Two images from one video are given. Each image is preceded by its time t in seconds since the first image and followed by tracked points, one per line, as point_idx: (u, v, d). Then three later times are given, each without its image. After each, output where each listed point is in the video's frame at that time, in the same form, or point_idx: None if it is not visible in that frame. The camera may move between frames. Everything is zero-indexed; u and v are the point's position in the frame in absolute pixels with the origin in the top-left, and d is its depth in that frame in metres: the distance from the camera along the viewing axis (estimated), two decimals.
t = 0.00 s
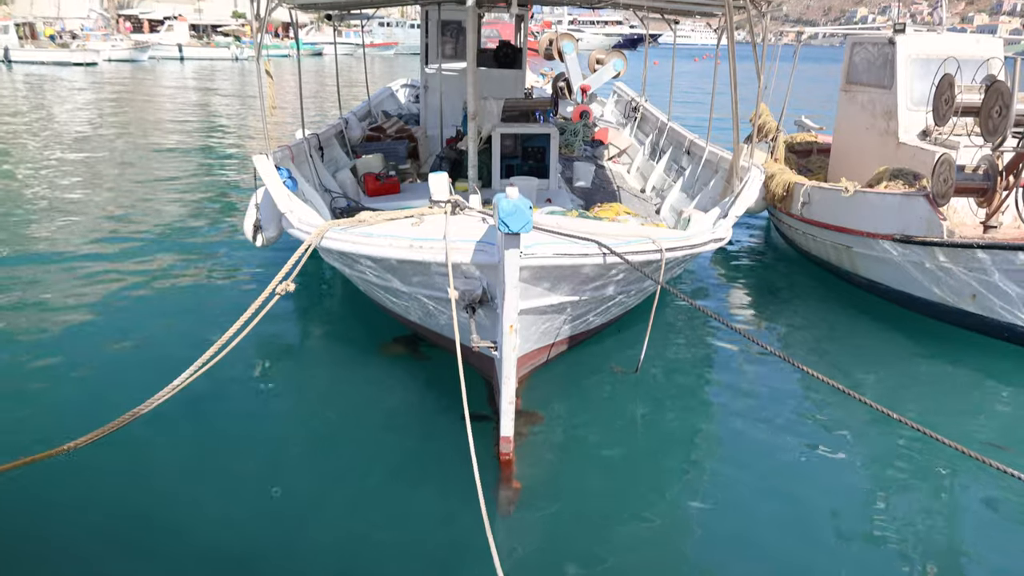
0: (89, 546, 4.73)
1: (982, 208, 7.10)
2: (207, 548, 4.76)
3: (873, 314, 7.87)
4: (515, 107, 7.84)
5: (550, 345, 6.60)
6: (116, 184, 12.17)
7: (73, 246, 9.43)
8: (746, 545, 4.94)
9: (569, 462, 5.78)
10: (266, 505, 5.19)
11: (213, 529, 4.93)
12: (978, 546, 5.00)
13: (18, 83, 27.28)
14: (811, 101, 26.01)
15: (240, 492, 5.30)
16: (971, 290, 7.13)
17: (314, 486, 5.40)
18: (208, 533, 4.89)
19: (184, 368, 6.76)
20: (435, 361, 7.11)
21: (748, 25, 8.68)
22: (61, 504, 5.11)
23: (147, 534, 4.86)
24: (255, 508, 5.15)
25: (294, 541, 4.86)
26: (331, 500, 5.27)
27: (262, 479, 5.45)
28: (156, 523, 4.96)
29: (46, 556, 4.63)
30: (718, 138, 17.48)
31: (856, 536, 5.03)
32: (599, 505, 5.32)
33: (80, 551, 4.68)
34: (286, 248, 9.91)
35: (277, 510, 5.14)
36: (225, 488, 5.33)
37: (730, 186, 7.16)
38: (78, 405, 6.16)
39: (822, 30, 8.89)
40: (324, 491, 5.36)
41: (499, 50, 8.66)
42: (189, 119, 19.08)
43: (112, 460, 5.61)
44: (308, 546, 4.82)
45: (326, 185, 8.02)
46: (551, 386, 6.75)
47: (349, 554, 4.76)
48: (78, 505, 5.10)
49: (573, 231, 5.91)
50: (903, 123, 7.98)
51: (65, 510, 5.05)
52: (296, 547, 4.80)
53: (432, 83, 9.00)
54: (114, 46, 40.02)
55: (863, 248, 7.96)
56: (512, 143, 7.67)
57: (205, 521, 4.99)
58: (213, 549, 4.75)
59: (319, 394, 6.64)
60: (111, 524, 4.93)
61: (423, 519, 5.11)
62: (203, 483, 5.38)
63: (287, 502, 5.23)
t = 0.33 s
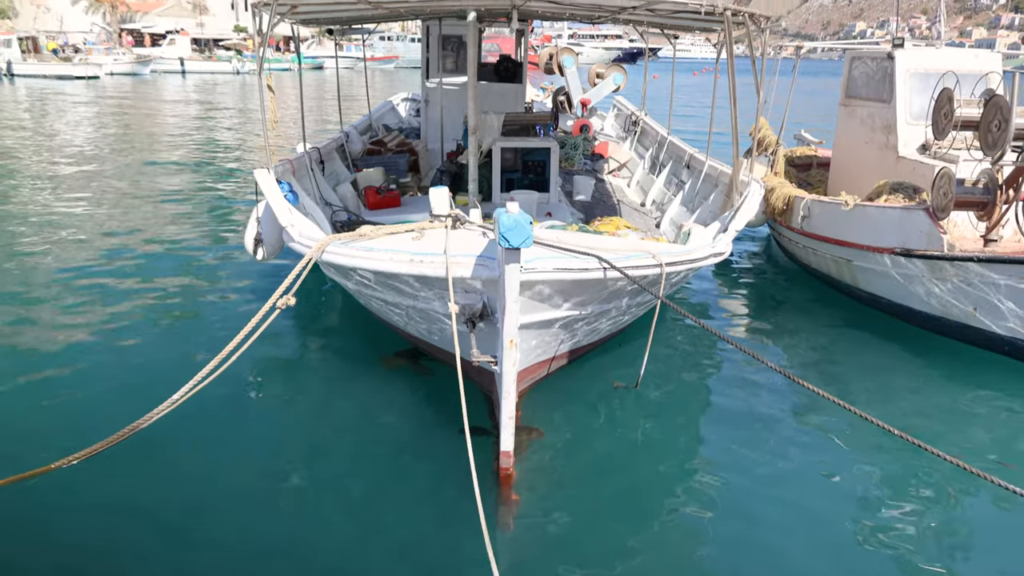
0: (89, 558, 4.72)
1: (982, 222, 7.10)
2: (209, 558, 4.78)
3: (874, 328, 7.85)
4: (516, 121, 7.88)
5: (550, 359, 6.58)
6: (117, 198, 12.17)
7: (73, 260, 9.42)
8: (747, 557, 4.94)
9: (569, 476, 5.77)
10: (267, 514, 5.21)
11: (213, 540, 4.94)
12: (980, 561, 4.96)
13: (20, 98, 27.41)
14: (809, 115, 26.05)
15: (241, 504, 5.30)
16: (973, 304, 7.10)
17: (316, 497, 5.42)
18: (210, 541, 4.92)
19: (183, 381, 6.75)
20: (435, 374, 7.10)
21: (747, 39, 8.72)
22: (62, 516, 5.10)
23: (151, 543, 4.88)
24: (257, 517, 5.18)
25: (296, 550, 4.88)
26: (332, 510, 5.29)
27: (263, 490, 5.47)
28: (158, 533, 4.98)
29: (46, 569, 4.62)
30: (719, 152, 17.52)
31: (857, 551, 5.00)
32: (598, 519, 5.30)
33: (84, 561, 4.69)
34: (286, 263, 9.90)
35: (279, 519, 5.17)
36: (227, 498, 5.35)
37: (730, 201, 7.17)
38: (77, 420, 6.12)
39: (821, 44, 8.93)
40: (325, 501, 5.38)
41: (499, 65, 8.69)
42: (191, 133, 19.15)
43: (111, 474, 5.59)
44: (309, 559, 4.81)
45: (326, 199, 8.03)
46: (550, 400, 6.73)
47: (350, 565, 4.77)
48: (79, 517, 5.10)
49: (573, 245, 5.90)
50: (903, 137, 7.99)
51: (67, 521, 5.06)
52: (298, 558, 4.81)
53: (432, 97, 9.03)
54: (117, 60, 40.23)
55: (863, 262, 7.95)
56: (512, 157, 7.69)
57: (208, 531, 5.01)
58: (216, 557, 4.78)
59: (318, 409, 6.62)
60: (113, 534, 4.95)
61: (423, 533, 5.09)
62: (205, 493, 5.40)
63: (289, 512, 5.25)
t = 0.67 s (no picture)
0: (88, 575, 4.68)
1: (982, 235, 7.10)
2: None
3: (875, 341, 7.84)
4: (516, 135, 7.90)
5: (550, 373, 6.57)
6: (118, 211, 12.19)
7: (75, 273, 9.43)
8: (747, 571, 4.92)
9: (570, 491, 5.75)
10: (267, 525, 5.22)
11: (212, 555, 4.89)
12: None
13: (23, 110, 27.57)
14: (809, 129, 26.12)
15: (241, 519, 5.27)
16: (974, 317, 7.08)
17: (316, 508, 5.43)
18: (212, 552, 4.92)
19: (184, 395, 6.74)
20: (436, 388, 7.08)
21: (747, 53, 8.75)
22: (62, 529, 5.10)
23: (153, 554, 4.89)
24: (257, 528, 5.19)
25: (296, 560, 4.91)
26: (332, 523, 5.28)
27: (263, 501, 5.49)
28: (159, 544, 4.98)
29: None
30: (719, 166, 17.58)
31: (859, 567, 4.96)
32: (599, 534, 5.27)
33: None
34: (287, 276, 9.90)
35: (280, 530, 5.18)
36: (227, 509, 5.37)
37: (730, 215, 7.19)
38: (77, 433, 6.12)
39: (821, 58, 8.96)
40: (325, 512, 5.39)
41: (500, 78, 8.71)
42: (193, 146, 19.21)
43: (111, 489, 5.55)
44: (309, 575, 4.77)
45: (327, 212, 8.04)
46: (551, 415, 6.72)
47: None
48: (80, 529, 5.10)
49: (573, 259, 5.91)
50: (902, 151, 8.01)
51: (68, 533, 5.06)
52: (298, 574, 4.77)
53: (433, 111, 9.07)
54: (119, 73, 40.41)
55: (863, 275, 7.95)
56: (512, 171, 7.70)
57: (208, 545, 4.98)
58: (217, 568, 4.78)
59: (319, 423, 6.61)
60: (114, 547, 4.95)
61: (423, 548, 5.06)
62: (206, 505, 5.40)
63: (289, 524, 5.25)
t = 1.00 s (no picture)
0: None
1: (982, 249, 7.10)
2: None
3: (875, 354, 7.84)
4: (517, 149, 7.93)
5: (550, 387, 6.56)
6: (120, 225, 12.21)
7: (75, 287, 9.44)
8: None
9: (570, 506, 5.72)
10: (268, 538, 5.22)
11: (212, 568, 4.89)
12: None
13: (25, 124, 27.69)
14: (808, 142, 26.18)
15: (240, 532, 5.26)
16: (975, 330, 7.08)
17: (315, 520, 5.44)
18: (211, 565, 4.92)
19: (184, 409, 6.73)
20: (436, 402, 7.07)
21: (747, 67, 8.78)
22: (62, 542, 5.08)
23: (152, 567, 4.88)
24: (259, 542, 5.18)
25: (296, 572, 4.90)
26: (332, 536, 5.28)
27: (263, 514, 5.48)
28: (159, 559, 4.95)
29: None
30: (719, 178, 17.62)
31: None
32: (599, 549, 5.25)
33: None
34: (288, 290, 9.89)
35: (281, 543, 5.18)
36: (227, 521, 5.37)
37: (730, 229, 7.21)
38: (77, 446, 6.11)
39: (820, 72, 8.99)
40: (325, 525, 5.39)
41: (500, 92, 8.75)
42: (194, 159, 19.27)
43: (110, 503, 5.54)
44: None
45: (328, 226, 8.05)
46: (551, 430, 6.70)
47: None
48: (79, 542, 5.08)
49: (573, 273, 5.91)
50: (901, 164, 8.03)
51: (68, 546, 5.04)
52: None
53: (434, 125, 9.10)
54: (121, 86, 40.56)
55: (863, 287, 7.95)
56: (512, 184, 7.72)
57: (207, 558, 4.98)
58: None
59: (319, 436, 6.60)
60: (113, 559, 4.94)
61: (423, 561, 5.05)
62: (205, 517, 5.39)
63: (290, 536, 5.25)
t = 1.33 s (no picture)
0: None
1: (981, 261, 7.09)
2: None
3: (875, 367, 7.82)
4: (517, 162, 7.94)
5: (551, 401, 6.55)
6: (121, 237, 12.23)
7: (77, 299, 9.44)
8: None
9: (570, 519, 5.70)
10: (269, 551, 5.20)
11: None
12: None
13: (27, 137, 27.83)
14: (808, 155, 26.24)
15: (239, 544, 5.26)
16: (976, 343, 7.07)
17: (314, 532, 5.43)
18: None
19: (184, 422, 6.72)
20: (436, 415, 7.05)
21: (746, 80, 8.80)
22: (60, 555, 5.07)
23: None
24: (259, 555, 5.17)
25: None
26: (333, 549, 5.26)
27: (263, 527, 5.46)
28: (158, 570, 4.95)
29: None
30: (719, 191, 17.65)
31: None
32: (598, 563, 5.22)
33: None
34: (289, 303, 9.90)
35: (282, 556, 5.17)
36: (228, 534, 5.36)
37: (730, 242, 7.21)
38: (77, 459, 6.09)
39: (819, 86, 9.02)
40: (327, 538, 5.38)
41: (501, 106, 8.77)
42: (195, 172, 19.32)
43: (110, 514, 5.54)
44: None
45: (328, 239, 8.06)
46: (551, 443, 6.68)
47: None
48: (79, 556, 5.07)
49: (573, 287, 5.92)
50: (901, 177, 8.04)
51: (68, 557, 5.05)
52: None
53: (434, 138, 9.13)
54: (122, 99, 40.72)
55: (863, 300, 7.96)
56: (513, 198, 7.74)
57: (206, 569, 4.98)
58: None
59: (319, 448, 6.58)
60: (112, 570, 4.94)
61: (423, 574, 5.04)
62: (204, 529, 5.39)
63: (291, 549, 5.24)
